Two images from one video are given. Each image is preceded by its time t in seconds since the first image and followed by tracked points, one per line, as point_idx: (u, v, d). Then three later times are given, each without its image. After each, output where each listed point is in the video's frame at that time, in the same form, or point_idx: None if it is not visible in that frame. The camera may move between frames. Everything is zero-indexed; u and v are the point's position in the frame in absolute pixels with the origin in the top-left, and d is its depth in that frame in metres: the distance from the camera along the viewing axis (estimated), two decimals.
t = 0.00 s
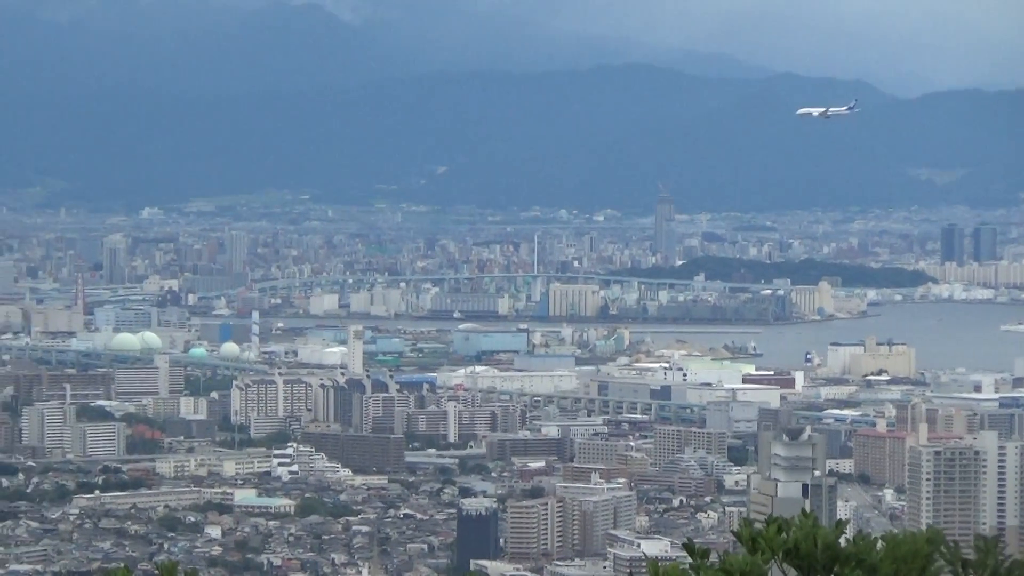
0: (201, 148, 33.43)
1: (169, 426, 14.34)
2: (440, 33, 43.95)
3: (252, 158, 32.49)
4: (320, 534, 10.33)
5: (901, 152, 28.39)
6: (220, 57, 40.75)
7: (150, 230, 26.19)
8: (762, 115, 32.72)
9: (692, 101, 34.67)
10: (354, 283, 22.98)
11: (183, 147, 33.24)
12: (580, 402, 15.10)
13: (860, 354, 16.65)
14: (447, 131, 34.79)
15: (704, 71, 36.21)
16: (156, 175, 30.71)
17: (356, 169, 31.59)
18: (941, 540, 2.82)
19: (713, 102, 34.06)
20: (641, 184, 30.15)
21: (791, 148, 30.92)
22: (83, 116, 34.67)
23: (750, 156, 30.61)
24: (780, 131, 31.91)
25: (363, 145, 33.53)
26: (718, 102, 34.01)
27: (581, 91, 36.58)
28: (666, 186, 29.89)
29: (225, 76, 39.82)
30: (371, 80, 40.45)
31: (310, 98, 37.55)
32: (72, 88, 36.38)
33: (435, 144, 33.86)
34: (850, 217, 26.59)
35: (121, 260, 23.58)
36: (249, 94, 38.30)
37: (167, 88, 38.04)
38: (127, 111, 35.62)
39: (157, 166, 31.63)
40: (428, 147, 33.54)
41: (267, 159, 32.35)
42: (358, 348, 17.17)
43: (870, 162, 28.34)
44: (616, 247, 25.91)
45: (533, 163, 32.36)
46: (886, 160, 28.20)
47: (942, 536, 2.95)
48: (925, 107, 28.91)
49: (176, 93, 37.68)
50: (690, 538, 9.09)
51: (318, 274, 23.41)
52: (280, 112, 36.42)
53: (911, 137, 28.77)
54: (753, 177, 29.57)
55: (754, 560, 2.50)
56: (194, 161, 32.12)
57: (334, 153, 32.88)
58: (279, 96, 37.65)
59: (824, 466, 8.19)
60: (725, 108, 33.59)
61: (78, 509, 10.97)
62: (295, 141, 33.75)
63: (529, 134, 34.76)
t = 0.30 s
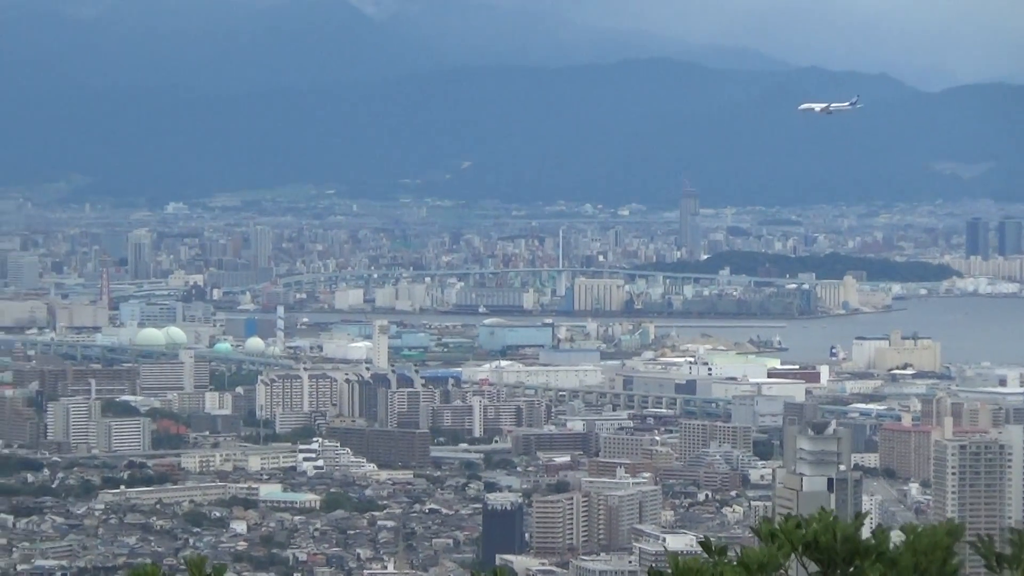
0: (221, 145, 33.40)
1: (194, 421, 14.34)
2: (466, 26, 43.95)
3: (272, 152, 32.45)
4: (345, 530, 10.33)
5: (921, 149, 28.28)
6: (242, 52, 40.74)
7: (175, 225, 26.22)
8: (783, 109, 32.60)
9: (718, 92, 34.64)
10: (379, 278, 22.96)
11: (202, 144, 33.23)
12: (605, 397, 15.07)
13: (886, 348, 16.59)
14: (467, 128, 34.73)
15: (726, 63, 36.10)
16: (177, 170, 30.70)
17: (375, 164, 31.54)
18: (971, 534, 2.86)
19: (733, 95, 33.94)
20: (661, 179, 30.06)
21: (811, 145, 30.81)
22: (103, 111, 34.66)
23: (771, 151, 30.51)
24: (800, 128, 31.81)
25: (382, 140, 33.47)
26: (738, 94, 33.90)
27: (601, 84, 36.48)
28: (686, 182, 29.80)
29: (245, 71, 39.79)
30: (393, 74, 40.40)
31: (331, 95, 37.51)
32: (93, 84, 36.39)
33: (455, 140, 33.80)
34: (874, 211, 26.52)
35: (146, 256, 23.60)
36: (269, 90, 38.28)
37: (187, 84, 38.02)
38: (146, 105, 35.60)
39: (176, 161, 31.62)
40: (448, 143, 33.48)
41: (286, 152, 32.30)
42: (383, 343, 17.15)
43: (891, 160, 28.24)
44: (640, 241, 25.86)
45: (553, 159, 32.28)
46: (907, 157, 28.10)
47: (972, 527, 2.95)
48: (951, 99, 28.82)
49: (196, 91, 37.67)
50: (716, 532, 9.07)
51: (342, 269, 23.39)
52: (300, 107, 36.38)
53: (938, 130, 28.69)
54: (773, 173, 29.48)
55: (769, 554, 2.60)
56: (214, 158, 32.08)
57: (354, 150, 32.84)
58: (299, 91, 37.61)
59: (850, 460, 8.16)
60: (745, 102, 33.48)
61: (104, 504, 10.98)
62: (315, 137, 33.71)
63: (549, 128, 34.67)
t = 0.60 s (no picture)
0: (237, 140, 33.37)
1: (215, 417, 14.36)
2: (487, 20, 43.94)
3: (288, 149, 32.42)
4: (366, 526, 10.32)
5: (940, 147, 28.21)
6: (259, 49, 40.73)
7: (196, 220, 26.26)
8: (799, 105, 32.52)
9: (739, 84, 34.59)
10: (400, 274, 22.96)
11: (218, 141, 33.19)
12: (626, 393, 15.06)
13: (906, 344, 16.55)
14: (483, 124, 34.67)
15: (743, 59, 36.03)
16: (194, 167, 30.70)
17: (393, 160, 31.50)
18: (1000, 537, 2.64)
19: (749, 90, 33.84)
20: (678, 177, 30.00)
21: (828, 139, 30.72)
22: (118, 108, 34.66)
23: (789, 148, 30.43)
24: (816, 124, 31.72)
25: (399, 137, 33.42)
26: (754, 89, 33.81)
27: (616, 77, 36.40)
28: (703, 177, 29.71)
29: (262, 66, 39.77)
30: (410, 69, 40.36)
31: (346, 92, 37.46)
32: (109, 84, 36.39)
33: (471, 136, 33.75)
34: (896, 207, 26.46)
35: (167, 252, 23.64)
36: (283, 84, 38.20)
37: (202, 81, 38.00)
38: (162, 101, 35.58)
39: (193, 157, 31.60)
40: (465, 140, 33.42)
41: (302, 151, 32.28)
42: (404, 339, 17.15)
43: (910, 157, 28.17)
44: (662, 237, 25.84)
45: (571, 155, 32.23)
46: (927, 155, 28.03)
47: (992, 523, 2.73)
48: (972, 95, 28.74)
49: (211, 88, 37.64)
50: (736, 529, 9.05)
51: (363, 265, 23.41)
52: (315, 105, 36.34)
53: (959, 126, 28.60)
54: (791, 170, 29.40)
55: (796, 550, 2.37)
56: (230, 155, 32.06)
57: (370, 146, 32.79)
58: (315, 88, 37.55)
59: (870, 456, 8.14)
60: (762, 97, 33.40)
61: (125, 500, 10.98)
62: (331, 136, 33.68)
63: (566, 125, 34.60)
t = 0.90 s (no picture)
0: (253, 138, 33.34)
1: (237, 416, 14.36)
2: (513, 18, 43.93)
3: (305, 149, 32.40)
4: (388, 525, 10.31)
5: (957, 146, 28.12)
6: (279, 51, 40.72)
7: (219, 218, 26.32)
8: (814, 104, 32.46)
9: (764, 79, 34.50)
10: (423, 273, 22.95)
11: (234, 141, 33.18)
12: (648, 392, 15.03)
13: (928, 344, 16.52)
14: (500, 124, 34.62)
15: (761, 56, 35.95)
16: (211, 166, 30.69)
17: (410, 159, 31.48)
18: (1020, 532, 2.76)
19: (766, 89, 33.76)
20: (695, 178, 29.93)
21: (844, 137, 30.64)
22: (136, 107, 34.64)
23: (806, 146, 30.35)
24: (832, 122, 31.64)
25: (415, 136, 33.38)
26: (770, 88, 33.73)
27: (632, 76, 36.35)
28: (719, 178, 29.64)
29: (281, 66, 39.76)
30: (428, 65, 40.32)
31: (363, 91, 37.43)
32: (126, 84, 36.39)
33: (492, 135, 33.73)
34: (919, 206, 26.39)
35: (189, 251, 23.66)
36: (300, 83, 38.18)
37: (220, 81, 38.00)
38: (179, 100, 35.58)
39: (209, 156, 31.60)
40: (481, 140, 33.38)
41: (318, 151, 32.25)
42: (426, 338, 17.14)
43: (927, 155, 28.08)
44: (685, 236, 25.83)
45: (586, 155, 32.16)
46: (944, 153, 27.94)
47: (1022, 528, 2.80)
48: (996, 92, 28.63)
49: (229, 87, 37.63)
50: (757, 529, 9.03)
51: (386, 264, 23.41)
52: (331, 105, 36.31)
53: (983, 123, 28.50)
54: (808, 171, 29.32)
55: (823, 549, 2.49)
56: (247, 153, 32.05)
57: (385, 145, 32.75)
58: (331, 89, 37.54)
59: (893, 456, 8.11)
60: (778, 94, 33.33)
61: (146, 499, 10.99)
62: (349, 136, 33.66)
63: (582, 124, 34.56)
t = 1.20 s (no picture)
0: (265, 137, 33.30)
1: (259, 415, 14.37)
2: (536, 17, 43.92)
3: (317, 149, 32.38)
4: (410, 524, 10.31)
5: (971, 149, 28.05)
6: (298, 49, 40.74)
7: (241, 217, 26.36)
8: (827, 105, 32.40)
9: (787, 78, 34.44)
10: (445, 272, 22.94)
11: (248, 140, 33.16)
12: (670, 392, 15.02)
13: (950, 345, 16.47)
14: (518, 122, 34.59)
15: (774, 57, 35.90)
16: (224, 165, 30.67)
17: (424, 159, 31.44)
18: None
19: (780, 92, 33.70)
20: (706, 180, 29.88)
21: (859, 138, 30.56)
22: (147, 105, 34.61)
23: (819, 147, 30.29)
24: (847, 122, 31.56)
25: (429, 136, 33.35)
26: (782, 90, 33.65)
27: (645, 79, 36.30)
28: (731, 180, 29.57)
29: (297, 62, 39.76)
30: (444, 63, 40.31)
31: (373, 91, 37.40)
32: (139, 84, 36.39)
33: (514, 133, 33.72)
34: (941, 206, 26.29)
35: (212, 249, 23.69)
36: (313, 82, 38.15)
37: (233, 79, 37.98)
38: (192, 101, 35.57)
39: (222, 155, 31.59)
40: (494, 139, 33.34)
41: (333, 150, 32.25)
42: (448, 336, 17.13)
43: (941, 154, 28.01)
44: (706, 236, 25.79)
45: (600, 154, 32.11)
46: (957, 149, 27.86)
47: None
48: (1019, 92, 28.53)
49: (244, 84, 37.62)
50: (779, 529, 9.02)
51: (408, 263, 23.41)
52: (344, 105, 36.29)
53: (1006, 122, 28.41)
54: (824, 172, 29.25)
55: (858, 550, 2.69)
56: (259, 151, 32.04)
57: (407, 144, 32.76)
58: (344, 90, 37.53)
59: (914, 457, 8.11)
60: (791, 94, 33.26)
61: (168, 497, 10.99)
62: (361, 136, 33.64)
63: (595, 123, 34.50)
